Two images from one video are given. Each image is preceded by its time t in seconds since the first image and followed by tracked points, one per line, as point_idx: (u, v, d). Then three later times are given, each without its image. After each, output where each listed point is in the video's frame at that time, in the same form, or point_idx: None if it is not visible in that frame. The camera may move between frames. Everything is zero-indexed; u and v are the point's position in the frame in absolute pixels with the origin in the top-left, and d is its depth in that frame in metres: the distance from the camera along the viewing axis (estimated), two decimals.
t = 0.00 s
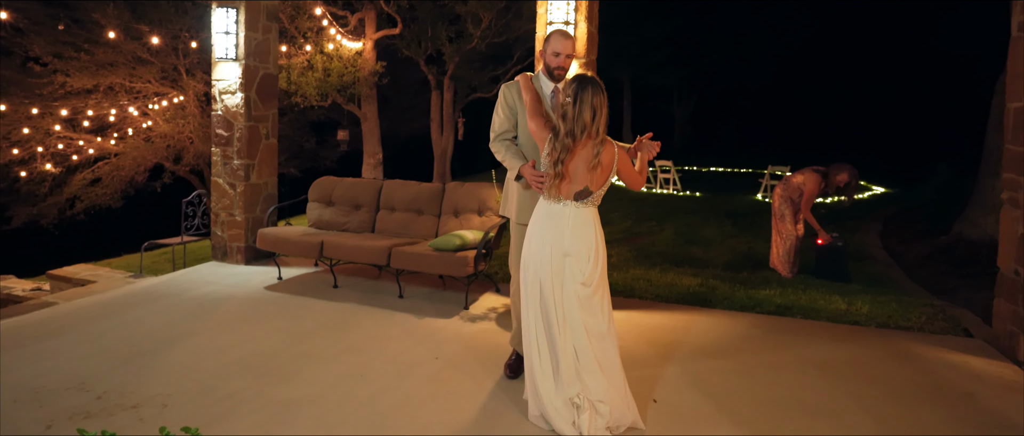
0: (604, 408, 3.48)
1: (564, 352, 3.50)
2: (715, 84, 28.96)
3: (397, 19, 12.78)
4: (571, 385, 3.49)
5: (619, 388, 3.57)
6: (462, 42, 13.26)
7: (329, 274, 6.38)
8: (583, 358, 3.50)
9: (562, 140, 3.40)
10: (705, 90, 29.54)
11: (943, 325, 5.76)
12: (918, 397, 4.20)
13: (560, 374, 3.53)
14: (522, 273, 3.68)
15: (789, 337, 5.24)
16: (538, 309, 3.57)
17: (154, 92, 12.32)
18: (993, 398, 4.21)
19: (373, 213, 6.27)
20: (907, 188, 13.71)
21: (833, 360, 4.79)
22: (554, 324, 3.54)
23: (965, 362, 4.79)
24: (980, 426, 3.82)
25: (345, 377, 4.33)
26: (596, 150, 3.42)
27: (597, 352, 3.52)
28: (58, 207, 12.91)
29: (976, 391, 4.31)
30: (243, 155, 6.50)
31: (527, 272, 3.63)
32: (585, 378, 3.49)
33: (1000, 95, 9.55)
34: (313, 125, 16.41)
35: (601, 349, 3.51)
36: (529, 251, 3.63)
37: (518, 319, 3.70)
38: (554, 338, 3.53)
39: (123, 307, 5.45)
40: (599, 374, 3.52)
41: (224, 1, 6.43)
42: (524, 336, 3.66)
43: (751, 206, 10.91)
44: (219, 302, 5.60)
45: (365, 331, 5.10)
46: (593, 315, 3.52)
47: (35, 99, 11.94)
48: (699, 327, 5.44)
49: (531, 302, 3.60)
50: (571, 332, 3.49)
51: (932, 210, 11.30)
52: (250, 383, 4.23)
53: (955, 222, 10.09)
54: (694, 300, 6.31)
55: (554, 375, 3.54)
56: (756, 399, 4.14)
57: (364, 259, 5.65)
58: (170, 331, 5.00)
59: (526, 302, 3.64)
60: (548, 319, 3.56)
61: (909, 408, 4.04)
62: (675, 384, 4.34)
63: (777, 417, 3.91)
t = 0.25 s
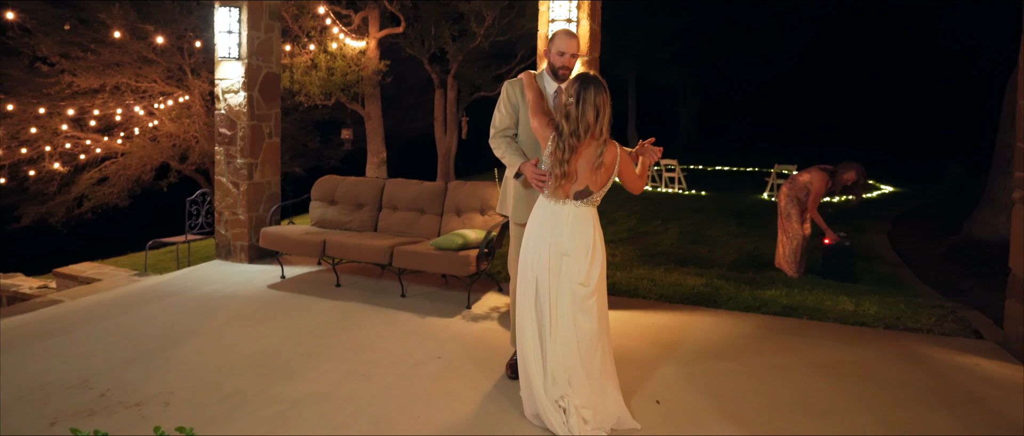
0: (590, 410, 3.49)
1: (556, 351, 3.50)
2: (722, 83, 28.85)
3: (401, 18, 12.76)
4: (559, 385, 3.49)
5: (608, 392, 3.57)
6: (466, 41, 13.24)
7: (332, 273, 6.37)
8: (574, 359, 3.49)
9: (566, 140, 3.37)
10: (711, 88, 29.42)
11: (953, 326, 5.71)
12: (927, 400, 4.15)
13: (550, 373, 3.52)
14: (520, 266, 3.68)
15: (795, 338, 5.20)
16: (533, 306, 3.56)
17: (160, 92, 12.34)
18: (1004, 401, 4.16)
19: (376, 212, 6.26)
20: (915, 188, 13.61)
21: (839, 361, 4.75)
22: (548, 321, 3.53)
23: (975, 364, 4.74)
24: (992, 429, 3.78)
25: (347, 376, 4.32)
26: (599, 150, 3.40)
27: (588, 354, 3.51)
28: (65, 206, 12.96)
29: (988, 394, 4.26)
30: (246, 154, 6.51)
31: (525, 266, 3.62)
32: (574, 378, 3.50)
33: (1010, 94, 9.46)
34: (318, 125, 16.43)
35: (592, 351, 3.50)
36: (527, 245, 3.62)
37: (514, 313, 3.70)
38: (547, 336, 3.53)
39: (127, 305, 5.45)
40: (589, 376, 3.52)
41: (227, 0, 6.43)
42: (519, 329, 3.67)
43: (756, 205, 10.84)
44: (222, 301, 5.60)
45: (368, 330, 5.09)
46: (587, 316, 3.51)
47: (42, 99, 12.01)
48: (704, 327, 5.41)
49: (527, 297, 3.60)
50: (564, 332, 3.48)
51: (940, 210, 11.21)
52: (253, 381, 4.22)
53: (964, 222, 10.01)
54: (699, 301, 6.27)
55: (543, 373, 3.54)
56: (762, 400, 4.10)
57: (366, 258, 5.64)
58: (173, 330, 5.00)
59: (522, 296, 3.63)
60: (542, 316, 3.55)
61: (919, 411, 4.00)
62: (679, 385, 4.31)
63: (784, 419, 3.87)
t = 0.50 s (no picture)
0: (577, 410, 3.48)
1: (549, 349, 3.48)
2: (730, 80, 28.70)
3: (405, 16, 12.73)
4: (549, 383, 3.47)
5: (596, 393, 3.57)
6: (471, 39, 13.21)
7: (334, 272, 6.37)
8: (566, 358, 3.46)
9: (571, 140, 3.34)
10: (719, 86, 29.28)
11: (963, 326, 5.64)
12: (936, 400, 4.10)
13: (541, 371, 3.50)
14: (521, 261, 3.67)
15: (801, 337, 5.15)
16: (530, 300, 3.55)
17: (166, 91, 12.33)
18: (1015, 402, 4.10)
19: (378, 210, 6.25)
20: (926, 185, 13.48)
21: (846, 361, 4.69)
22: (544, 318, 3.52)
23: (986, 365, 4.68)
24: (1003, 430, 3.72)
25: (349, 375, 4.31)
26: (603, 148, 3.40)
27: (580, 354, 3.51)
28: (73, 205, 13.04)
29: (998, 395, 4.20)
30: (249, 152, 6.51)
31: (525, 261, 3.62)
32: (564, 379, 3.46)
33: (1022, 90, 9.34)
34: (324, 123, 16.46)
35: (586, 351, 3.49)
36: (529, 240, 3.61)
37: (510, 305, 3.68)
38: (542, 332, 3.51)
39: (130, 304, 5.46)
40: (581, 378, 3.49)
41: None
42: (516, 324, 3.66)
43: (763, 203, 10.78)
44: (225, 299, 5.60)
45: (371, 328, 5.08)
46: (583, 316, 3.50)
47: (50, 99, 12.11)
48: (708, 326, 5.37)
49: (525, 293, 3.60)
50: (558, 329, 3.46)
51: (950, 208, 11.09)
52: (255, 380, 4.21)
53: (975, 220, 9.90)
54: (703, 299, 6.23)
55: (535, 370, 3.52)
56: (768, 401, 4.05)
57: (368, 256, 5.63)
58: (176, 328, 5.00)
59: (521, 291, 3.63)
60: (538, 312, 3.54)
61: (927, 412, 3.94)
62: (682, 385, 4.27)
63: (790, 419, 3.82)
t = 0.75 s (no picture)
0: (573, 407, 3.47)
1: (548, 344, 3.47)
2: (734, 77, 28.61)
3: (406, 14, 12.72)
4: (546, 380, 3.45)
5: (595, 392, 3.55)
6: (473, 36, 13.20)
7: (334, 270, 6.36)
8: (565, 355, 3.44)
9: (575, 136, 3.31)
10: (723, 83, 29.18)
11: (966, 323, 5.60)
12: (937, 398, 4.07)
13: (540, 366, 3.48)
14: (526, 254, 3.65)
15: (803, 335, 5.12)
16: (533, 294, 3.54)
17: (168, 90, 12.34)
18: (1018, 399, 4.07)
19: (379, 209, 6.24)
20: (930, 181, 13.41)
21: (848, 359, 4.66)
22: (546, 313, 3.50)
23: (988, 362, 4.65)
24: (1004, 428, 3.69)
25: (347, 374, 4.30)
26: (609, 144, 3.33)
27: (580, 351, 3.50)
28: (76, 205, 13.09)
29: (1001, 392, 4.16)
30: (248, 151, 6.50)
31: (529, 255, 3.60)
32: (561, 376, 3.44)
33: None
34: (326, 122, 16.48)
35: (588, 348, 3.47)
36: (535, 233, 3.59)
37: (514, 297, 3.67)
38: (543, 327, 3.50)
39: (130, 303, 5.46)
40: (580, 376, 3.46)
41: None
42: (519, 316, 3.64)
43: (765, 200, 10.73)
44: (225, 299, 5.60)
45: (370, 327, 5.07)
46: (584, 313, 3.48)
47: (52, 98, 12.15)
48: (709, 324, 5.35)
49: (528, 287, 3.58)
50: (559, 326, 3.44)
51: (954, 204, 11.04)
52: (253, 379, 4.20)
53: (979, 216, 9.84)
54: (705, 297, 6.20)
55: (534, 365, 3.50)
56: (769, 399, 4.03)
57: (368, 255, 5.61)
58: (175, 328, 4.99)
59: (525, 284, 3.61)
60: (540, 307, 3.52)
61: (929, 410, 3.90)
62: (682, 383, 4.25)
63: (791, 417, 3.80)
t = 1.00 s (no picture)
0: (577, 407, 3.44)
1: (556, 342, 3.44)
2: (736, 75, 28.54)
3: (406, 13, 12.71)
4: (550, 377, 3.41)
5: (599, 393, 3.53)
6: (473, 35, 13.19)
7: (332, 269, 6.35)
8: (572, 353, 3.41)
9: (576, 133, 3.29)
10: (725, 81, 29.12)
11: (965, 320, 5.57)
12: (936, 396, 4.04)
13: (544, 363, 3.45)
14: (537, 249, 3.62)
15: (802, 333, 5.09)
16: (545, 291, 3.51)
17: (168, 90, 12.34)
18: (1018, 398, 4.04)
19: (377, 207, 6.22)
20: (931, 179, 13.37)
21: (847, 357, 4.64)
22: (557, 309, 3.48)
23: (988, 360, 4.62)
24: (1004, 427, 3.66)
25: (344, 373, 4.29)
26: (613, 137, 3.29)
27: (587, 350, 3.47)
28: (76, 205, 13.10)
29: (1001, 390, 4.14)
30: (247, 150, 6.49)
31: (542, 250, 3.57)
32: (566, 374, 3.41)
33: None
34: (327, 121, 16.47)
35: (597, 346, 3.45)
36: (549, 229, 3.56)
37: (522, 292, 3.65)
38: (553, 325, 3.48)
39: (127, 303, 5.45)
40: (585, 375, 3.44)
41: None
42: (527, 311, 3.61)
43: (766, 198, 10.71)
44: (223, 298, 5.58)
45: (368, 327, 5.05)
46: (596, 312, 3.45)
47: (52, 98, 12.16)
48: (707, 322, 5.33)
49: (539, 282, 3.55)
50: (568, 323, 3.41)
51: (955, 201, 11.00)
52: (249, 379, 4.19)
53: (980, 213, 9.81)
54: (704, 295, 6.17)
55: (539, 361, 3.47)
56: (767, 397, 4.00)
57: (366, 254, 5.60)
58: (173, 328, 4.98)
59: (536, 278, 3.58)
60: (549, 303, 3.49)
61: (928, 408, 3.88)
62: (681, 381, 4.23)
63: (789, 415, 3.77)
